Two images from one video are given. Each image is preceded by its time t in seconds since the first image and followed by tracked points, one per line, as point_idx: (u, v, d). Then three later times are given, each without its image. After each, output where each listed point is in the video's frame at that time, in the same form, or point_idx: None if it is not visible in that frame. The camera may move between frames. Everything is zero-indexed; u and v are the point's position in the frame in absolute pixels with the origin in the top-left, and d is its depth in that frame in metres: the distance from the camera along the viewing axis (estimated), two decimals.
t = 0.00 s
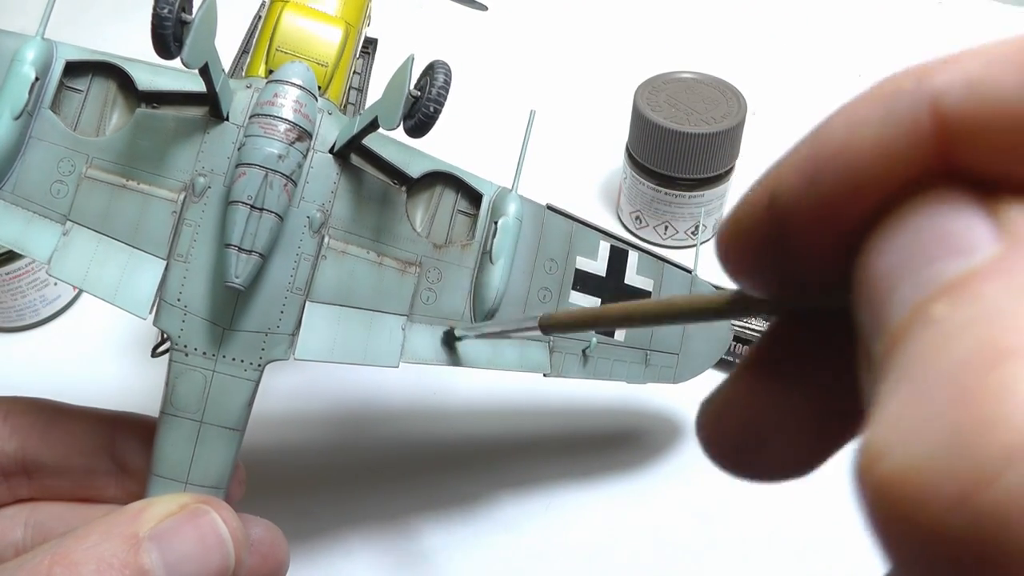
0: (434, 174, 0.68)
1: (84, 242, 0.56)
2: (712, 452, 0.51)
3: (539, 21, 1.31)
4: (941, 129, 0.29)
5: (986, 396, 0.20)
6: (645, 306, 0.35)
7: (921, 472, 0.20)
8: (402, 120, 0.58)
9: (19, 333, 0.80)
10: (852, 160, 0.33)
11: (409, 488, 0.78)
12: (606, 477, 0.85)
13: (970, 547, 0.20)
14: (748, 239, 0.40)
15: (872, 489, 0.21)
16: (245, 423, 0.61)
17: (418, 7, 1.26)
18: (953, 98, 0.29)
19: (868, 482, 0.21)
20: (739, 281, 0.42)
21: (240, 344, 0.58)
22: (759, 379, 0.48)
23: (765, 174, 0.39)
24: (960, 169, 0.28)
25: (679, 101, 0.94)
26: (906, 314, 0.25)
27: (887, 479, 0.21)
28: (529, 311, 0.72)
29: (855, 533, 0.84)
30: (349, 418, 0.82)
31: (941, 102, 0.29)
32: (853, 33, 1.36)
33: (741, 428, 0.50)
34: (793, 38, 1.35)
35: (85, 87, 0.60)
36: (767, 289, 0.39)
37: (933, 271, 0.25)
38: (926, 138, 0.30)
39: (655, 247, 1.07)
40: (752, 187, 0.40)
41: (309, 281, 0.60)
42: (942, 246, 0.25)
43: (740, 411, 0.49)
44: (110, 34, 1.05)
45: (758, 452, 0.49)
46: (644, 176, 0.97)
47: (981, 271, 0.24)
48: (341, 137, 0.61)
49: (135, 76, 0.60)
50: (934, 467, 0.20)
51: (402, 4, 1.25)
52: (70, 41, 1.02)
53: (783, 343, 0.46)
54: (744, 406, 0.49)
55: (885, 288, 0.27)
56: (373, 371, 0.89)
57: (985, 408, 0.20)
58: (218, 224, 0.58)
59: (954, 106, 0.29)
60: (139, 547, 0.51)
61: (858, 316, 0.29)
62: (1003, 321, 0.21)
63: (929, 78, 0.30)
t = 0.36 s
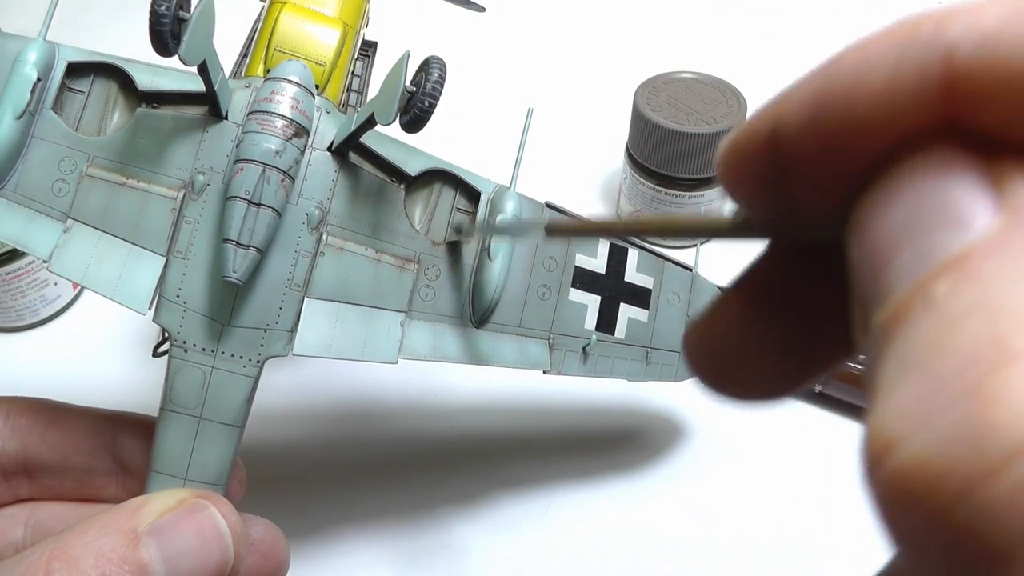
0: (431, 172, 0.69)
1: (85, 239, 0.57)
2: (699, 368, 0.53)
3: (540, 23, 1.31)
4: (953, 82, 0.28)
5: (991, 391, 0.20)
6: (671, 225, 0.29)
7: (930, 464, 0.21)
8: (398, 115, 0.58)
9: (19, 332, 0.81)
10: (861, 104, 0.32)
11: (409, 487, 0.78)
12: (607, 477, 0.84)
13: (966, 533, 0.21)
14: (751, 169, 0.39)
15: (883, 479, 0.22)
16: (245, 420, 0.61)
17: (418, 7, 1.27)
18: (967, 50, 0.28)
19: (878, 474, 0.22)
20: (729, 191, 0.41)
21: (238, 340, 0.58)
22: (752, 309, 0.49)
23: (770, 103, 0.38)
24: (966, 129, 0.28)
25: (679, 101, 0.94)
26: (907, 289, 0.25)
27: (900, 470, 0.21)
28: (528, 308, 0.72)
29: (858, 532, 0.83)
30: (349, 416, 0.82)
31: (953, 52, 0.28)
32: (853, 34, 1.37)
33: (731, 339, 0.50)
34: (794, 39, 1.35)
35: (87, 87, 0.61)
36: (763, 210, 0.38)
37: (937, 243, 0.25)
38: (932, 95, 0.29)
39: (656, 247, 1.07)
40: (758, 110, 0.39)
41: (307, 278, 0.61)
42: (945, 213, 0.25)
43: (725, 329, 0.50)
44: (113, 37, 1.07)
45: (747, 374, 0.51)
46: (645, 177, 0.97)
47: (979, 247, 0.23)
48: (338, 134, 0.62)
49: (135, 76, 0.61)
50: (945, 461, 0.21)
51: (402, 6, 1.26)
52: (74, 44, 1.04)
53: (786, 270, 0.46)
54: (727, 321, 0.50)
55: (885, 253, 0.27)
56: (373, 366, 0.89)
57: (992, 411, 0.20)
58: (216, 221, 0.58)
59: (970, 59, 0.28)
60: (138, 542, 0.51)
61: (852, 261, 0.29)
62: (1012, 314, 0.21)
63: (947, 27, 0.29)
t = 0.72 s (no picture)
0: (430, 171, 0.69)
1: (84, 238, 0.57)
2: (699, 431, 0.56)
3: (540, 24, 1.32)
4: (940, 130, 0.31)
5: (981, 421, 0.22)
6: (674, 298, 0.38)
7: (918, 491, 0.23)
8: (396, 113, 0.58)
9: (19, 332, 0.81)
10: (851, 155, 0.36)
11: (408, 486, 0.78)
12: (607, 477, 0.84)
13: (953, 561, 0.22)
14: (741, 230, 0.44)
15: (870, 502, 0.24)
16: (244, 419, 0.61)
17: (418, 8, 1.27)
18: (950, 97, 0.32)
19: (866, 498, 0.24)
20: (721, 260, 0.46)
21: (237, 338, 0.59)
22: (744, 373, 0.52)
23: (761, 166, 0.43)
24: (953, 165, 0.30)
25: (679, 101, 0.94)
26: (899, 321, 0.27)
27: (887, 494, 0.23)
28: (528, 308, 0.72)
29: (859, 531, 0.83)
30: (348, 415, 0.82)
31: (936, 101, 0.32)
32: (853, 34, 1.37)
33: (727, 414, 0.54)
34: (794, 39, 1.35)
35: (87, 88, 0.61)
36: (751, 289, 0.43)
37: (932, 275, 0.27)
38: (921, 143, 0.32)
39: (656, 247, 1.07)
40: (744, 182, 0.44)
41: (307, 276, 0.61)
42: (931, 249, 0.27)
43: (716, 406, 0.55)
44: (113, 38, 1.07)
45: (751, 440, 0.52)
46: (645, 177, 0.97)
47: (971, 280, 0.26)
48: (337, 133, 0.62)
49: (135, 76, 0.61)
50: (931, 488, 0.22)
51: (402, 8, 1.27)
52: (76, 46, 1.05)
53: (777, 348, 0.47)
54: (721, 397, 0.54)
55: (879, 293, 0.29)
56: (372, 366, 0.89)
57: (982, 435, 0.22)
58: (216, 219, 0.59)
59: (951, 108, 0.32)
60: (137, 540, 0.51)
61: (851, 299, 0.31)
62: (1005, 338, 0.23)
63: (930, 77, 0.33)
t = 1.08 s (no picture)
0: (430, 171, 0.69)
1: (84, 238, 0.57)
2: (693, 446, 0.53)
3: (540, 25, 1.32)
4: (919, 133, 0.31)
5: (955, 427, 0.22)
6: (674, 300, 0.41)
7: (892, 500, 0.22)
8: (396, 113, 0.58)
9: (20, 332, 0.81)
10: (829, 157, 0.36)
11: (409, 485, 0.79)
12: (608, 477, 0.84)
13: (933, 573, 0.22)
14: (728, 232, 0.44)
15: (843, 511, 0.24)
16: (244, 419, 0.61)
17: (418, 9, 1.27)
18: (929, 100, 0.31)
19: (840, 508, 0.24)
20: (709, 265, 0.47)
21: (237, 338, 0.59)
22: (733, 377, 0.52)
23: (748, 168, 0.42)
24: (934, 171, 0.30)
25: (679, 101, 0.94)
26: (878, 329, 0.27)
27: (862, 504, 0.23)
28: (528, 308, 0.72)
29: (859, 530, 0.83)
30: (349, 414, 0.82)
31: (917, 105, 0.32)
32: (852, 34, 1.37)
33: (718, 421, 0.52)
34: (794, 39, 1.35)
35: (88, 88, 0.61)
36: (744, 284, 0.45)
37: (908, 284, 0.27)
38: (901, 146, 0.32)
39: (656, 247, 1.07)
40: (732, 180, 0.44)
41: (307, 276, 0.61)
42: (911, 257, 0.27)
43: (711, 406, 0.53)
44: (113, 39, 1.07)
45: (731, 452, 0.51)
46: (645, 176, 0.97)
47: (948, 288, 0.25)
48: (338, 133, 0.62)
49: (135, 77, 0.61)
50: (904, 496, 0.22)
51: (403, 8, 1.27)
52: (77, 47, 1.05)
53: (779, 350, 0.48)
54: (715, 407, 0.53)
55: (861, 295, 0.29)
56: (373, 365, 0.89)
57: (954, 441, 0.22)
58: (216, 220, 0.59)
59: (932, 112, 0.31)
60: (137, 540, 0.51)
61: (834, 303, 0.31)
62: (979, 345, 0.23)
63: (908, 83, 0.32)
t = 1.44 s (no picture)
0: (430, 170, 0.69)
1: (84, 238, 0.57)
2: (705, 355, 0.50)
3: (540, 24, 1.32)
4: (964, 71, 0.27)
5: (997, 377, 0.20)
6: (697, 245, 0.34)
7: (940, 448, 0.21)
8: (395, 113, 0.58)
9: (20, 332, 0.81)
10: (864, 96, 0.30)
11: (408, 485, 0.79)
12: (608, 476, 0.84)
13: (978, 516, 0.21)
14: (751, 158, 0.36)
15: (893, 461, 0.22)
16: (244, 419, 0.61)
17: (418, 8, 1.27)
18: (977, 43, 0.27)
19: (888, 453, 0.22)
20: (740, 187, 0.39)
21: (237, 338, 0.59)
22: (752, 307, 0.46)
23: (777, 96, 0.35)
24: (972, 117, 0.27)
25: (679, 101, 0.94)
26: (914, 276, 0.24)
27: (911, 450, 0.21)
28: (527, 307, 0.72)
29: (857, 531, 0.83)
30: (349, 414, 0.82)
31: (961, 48, 0.28)
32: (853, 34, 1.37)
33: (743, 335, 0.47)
34: (794, 39, 1.35)
35: (87, 88, 0.61)
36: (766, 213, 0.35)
37: (946, 228, 0.24)
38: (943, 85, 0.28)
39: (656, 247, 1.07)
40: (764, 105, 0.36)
41: (306, 276, 0.61)
42: (948, 200, 0.25)
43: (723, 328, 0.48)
44: (113, 39, 1.07)
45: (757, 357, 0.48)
46: (645, 177, 0.97)
47: (982, 235, 0.23)
48: (337, 133, 0.62)
49: (134, 76, 0.61)
50: (953, 444, 0.21)
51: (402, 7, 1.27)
52: (76, 46, 1.05)
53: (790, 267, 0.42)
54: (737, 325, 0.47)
55: (893, 238, 0.26)
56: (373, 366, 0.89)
57: (1000, 395, 0.20)
58: (215, 219, 0.59)
59: (979, 56, 0.27)
60: (137, 540, 0.51)
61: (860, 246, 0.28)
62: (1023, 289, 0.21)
63: (955, 22, 0.28)
